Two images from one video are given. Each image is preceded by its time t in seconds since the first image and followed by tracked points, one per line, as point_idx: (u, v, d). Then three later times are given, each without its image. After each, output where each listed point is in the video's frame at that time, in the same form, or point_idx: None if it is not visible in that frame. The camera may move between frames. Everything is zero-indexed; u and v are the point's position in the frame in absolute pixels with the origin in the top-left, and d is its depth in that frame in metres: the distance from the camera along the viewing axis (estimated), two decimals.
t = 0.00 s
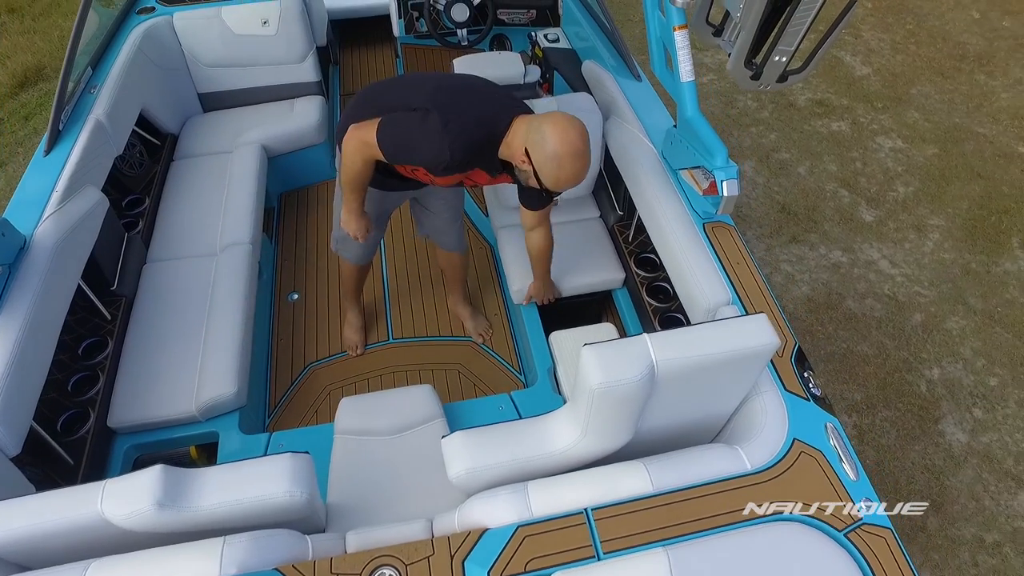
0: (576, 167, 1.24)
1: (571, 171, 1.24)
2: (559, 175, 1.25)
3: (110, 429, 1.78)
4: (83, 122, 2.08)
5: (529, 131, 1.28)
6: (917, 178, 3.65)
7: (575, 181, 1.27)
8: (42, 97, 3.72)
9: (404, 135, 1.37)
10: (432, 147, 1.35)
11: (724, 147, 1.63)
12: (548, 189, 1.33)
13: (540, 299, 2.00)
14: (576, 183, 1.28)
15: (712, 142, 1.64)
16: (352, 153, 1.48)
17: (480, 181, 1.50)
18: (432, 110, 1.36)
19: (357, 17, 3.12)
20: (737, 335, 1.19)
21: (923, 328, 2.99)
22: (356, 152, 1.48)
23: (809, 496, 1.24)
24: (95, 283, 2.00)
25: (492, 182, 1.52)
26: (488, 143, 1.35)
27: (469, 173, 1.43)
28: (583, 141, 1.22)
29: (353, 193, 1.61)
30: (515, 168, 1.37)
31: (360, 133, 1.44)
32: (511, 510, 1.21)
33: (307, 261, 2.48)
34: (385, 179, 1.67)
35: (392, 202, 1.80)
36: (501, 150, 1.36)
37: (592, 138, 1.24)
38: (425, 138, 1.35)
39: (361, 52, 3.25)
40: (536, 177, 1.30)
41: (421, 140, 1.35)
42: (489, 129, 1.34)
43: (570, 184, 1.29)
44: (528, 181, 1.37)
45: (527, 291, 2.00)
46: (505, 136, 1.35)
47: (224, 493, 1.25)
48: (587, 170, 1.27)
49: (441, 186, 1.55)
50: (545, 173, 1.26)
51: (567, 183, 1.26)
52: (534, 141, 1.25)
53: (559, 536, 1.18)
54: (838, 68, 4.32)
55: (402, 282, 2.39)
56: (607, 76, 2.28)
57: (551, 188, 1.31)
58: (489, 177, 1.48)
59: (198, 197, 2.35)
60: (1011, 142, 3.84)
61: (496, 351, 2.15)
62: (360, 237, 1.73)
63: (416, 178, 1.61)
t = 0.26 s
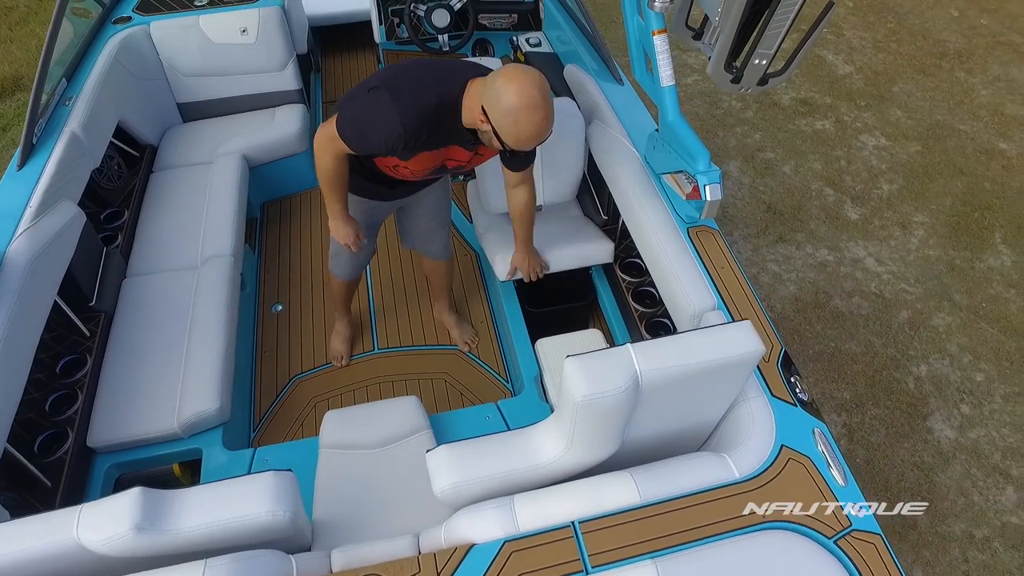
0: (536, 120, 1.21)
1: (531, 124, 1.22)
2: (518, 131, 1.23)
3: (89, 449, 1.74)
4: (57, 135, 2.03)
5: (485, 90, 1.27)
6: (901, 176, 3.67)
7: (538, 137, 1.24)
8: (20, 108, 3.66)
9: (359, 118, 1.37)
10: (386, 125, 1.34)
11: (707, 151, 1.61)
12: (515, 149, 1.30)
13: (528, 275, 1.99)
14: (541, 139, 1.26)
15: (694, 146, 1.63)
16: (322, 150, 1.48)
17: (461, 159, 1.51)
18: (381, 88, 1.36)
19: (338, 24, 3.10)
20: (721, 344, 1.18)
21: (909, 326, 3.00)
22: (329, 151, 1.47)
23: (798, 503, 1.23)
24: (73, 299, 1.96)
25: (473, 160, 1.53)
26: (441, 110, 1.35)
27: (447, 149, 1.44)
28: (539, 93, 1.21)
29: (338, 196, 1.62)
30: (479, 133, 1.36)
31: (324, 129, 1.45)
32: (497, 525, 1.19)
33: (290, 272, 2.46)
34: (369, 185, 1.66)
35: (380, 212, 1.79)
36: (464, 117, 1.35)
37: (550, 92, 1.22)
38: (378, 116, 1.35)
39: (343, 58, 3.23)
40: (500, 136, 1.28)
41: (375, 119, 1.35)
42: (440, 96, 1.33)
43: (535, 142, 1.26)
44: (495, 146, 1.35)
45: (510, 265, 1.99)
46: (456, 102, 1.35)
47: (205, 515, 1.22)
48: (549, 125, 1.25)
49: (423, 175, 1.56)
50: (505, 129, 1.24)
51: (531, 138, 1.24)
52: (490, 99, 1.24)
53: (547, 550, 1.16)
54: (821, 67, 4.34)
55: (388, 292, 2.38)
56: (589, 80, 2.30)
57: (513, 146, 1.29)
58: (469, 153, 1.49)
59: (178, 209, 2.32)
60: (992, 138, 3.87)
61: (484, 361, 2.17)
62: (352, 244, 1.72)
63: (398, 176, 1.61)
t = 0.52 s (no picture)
0: (494, 69, 1.21)
1: (490, 74, 1.21)
2: (479, 85, 1.22)
3: (70, 479, 1.68)
4: (28, 152, 1.96)
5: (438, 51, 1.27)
6: (884, 172, 3.69)
7: (500, 88, 1.23)
8: None
9: (318, 110, 1.36)
10: (346, 109, 1.33)
11: (696, 157, 1.61)
12: (479, 108, 1.29)
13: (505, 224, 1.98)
14: (504, 91, 1.25)
15: (683, 152, 1.61)
16: (298, 156, 1.43)
17: (441, 139, 1.50)
18: (335, 76, 1.35)
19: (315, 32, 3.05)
20: (719, 357, 1.16)
21: (898, 322, 3.02)
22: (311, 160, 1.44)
23: (801, 515, 1.22)
24: (49, 323, 1.89)
25: (452, 138, 1.52)
26: (399, 86, 1.35)
27: (423, 126, 1.43)
28: (493, 43, 1.21)
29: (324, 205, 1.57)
30: (442, 101, 1.35)
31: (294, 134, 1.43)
32: (496, 548, 1.16)
33: (274, 286, 2.41)
34: (354, 194, 1.64)
35: (368, 227, 1.76)
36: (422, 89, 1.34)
37: (505, 42, 1.22)
38: (337, 102, 1.33)
39: (323, 66, 3.19)
40: (461, 95, 1.26)
41: (334, 106, 1.34)
42: (394, 72, 1.34)
43: (498, 96, 1.25)
44: (459, 110, 1.33)
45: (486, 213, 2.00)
46: (412, 76, 1.35)
47: (193, 548, 1.18)
48: (509, 76, 1.24)
49: (407, 164, 1.54)
50: (464, 85, 1.24)
51: (492, 89, 1.23)
52: (445, 58, 1.24)
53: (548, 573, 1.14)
54: (802, 65, 4.36)
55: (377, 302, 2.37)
56: (574, 85, 2.30)
57: (475, 105, 1.28)
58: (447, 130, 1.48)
59: (157, 225, 2.26)
60: (971, 133, 3.91)
61: (474, 372, 2.15)
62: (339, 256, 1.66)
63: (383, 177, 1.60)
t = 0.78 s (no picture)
0: (461, 46, 1.20)
1: (458, 50, 1.21)
2: (449, 61, 1.21)
3: (52, 519, 1.61)
4: None
5: (401, 34, 1.25)
6: (867, 166, 3.71)
7: (469, 64, 1.23)
8: None
9: (284, 108, 1.30)
10: (314, 106, 1.27)
11: (693, 164, 1.56)
12: (449, 88, 1.28)
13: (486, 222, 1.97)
14: (473, 69, 1.25)
15: (680, 161, 1.57)
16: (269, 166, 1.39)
17: (416, 133, 1.46)
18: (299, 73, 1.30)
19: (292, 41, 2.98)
20: (727, 373, 1.14)
21: (887, 316, 3.03)
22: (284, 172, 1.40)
23: (817, 530, 1.20)
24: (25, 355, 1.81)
25: (428, 131, 1.48)
26: (366, 77, 1.30)
27: (397, 118, 1.39)
28: (458, 19, 1.20)
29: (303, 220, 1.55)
30: (409, 88, 1.33)
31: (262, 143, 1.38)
32: None
33: (260, 305, 2.36)
34: (333, 209, 1.62)
35: (351, 245, 1.74)
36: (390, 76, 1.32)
37: (470, 18, 1.22)
38: (304, 100, 1.28)
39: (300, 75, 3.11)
40: (431, 77, 1.25)
41: (302, 104, 1.28)
42: (360, 64, 1.30)
43: (467, 73, 1.25)
44: (428, 93, 1.31)
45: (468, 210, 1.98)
46: (378, 64, 1.31)
47: None
48: (477, 53, 1.24)
49: (384, 165, 1.50)
50: (434, 64, 1.22)
51: (461, 66, 1.22)
52: (410, 40, 1.23)
53: None
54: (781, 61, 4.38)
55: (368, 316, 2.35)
56: (562, 90, 2.28)
57: (445, 85, 1.27)
58: (421, 122, 1.44)
59: (134, 246, 2.18)
60: (949, 125, 3.94)
61: (471, 388, 2.14)
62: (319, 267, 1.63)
63: (361, 185, 1.56)
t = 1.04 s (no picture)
0: (376, 31, 1.15)
1: (374, 35, 1.15)
2: (365, 48, 1.16)
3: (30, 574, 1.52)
4: None
5: (315, 27, 1.20)
6: (842, 157, 3.75)
7: (388, 49, 1.18)
8: None
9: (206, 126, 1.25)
10: (233, 116, 1.22)
11: (687, 172, 1.56)
12: (371, 77, 1.22)
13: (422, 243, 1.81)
14: (392, 54, 1.19)
15: (674, 167, 1.58)
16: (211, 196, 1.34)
17: (353, 131, 1.41)
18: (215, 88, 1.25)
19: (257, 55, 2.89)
20: (744, 390, 1.12)
21: (872, 306, 3.05)
22: (230, 200, 1.36)
23: (836, 543, 1.20)
24: None
25: (366, 128, 1.43)
26: (284, 77, 1.26)
27: (328, 117, 1.34)
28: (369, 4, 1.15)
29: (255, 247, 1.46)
30: (334, 83, 1.28)
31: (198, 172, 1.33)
32: None
33: (243, 331, 2.35)
34: (292, 229, 1.58)
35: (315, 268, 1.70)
36: (313, 73, 1.27)
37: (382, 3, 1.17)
38: (224, 113, 1.22)
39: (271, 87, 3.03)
40: (350, 67, 1.20)
41: (220, 117, 1.23)
42: (275, 65, 1.25)
43: (388, 59, 1.19)
44: (352, 86, 1.26)
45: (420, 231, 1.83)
46: (297, 62, 1.26)
47: None
48: (396, 36, 1.19)
49: (329, 171, 1.45)
50: (348, 51, 1.17)
51: (379, 51, 1.17)
52: (322, 31, 1.17)
53: None
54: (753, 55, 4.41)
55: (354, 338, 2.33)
56: (545, 98, 2.24)
57: (366, 74, 1.21)
58: (356, 119, 1.40)
59: (107, 276, 2.09)
60: (919, 113, 4.00)
61: (463, 404, 2.14)
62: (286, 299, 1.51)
63: (314, 200, 1.52)
